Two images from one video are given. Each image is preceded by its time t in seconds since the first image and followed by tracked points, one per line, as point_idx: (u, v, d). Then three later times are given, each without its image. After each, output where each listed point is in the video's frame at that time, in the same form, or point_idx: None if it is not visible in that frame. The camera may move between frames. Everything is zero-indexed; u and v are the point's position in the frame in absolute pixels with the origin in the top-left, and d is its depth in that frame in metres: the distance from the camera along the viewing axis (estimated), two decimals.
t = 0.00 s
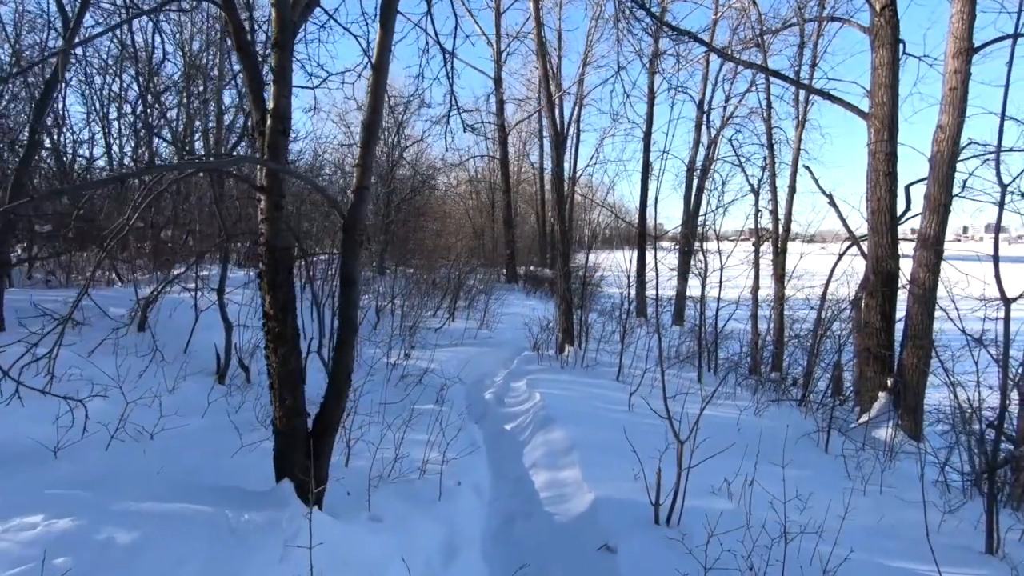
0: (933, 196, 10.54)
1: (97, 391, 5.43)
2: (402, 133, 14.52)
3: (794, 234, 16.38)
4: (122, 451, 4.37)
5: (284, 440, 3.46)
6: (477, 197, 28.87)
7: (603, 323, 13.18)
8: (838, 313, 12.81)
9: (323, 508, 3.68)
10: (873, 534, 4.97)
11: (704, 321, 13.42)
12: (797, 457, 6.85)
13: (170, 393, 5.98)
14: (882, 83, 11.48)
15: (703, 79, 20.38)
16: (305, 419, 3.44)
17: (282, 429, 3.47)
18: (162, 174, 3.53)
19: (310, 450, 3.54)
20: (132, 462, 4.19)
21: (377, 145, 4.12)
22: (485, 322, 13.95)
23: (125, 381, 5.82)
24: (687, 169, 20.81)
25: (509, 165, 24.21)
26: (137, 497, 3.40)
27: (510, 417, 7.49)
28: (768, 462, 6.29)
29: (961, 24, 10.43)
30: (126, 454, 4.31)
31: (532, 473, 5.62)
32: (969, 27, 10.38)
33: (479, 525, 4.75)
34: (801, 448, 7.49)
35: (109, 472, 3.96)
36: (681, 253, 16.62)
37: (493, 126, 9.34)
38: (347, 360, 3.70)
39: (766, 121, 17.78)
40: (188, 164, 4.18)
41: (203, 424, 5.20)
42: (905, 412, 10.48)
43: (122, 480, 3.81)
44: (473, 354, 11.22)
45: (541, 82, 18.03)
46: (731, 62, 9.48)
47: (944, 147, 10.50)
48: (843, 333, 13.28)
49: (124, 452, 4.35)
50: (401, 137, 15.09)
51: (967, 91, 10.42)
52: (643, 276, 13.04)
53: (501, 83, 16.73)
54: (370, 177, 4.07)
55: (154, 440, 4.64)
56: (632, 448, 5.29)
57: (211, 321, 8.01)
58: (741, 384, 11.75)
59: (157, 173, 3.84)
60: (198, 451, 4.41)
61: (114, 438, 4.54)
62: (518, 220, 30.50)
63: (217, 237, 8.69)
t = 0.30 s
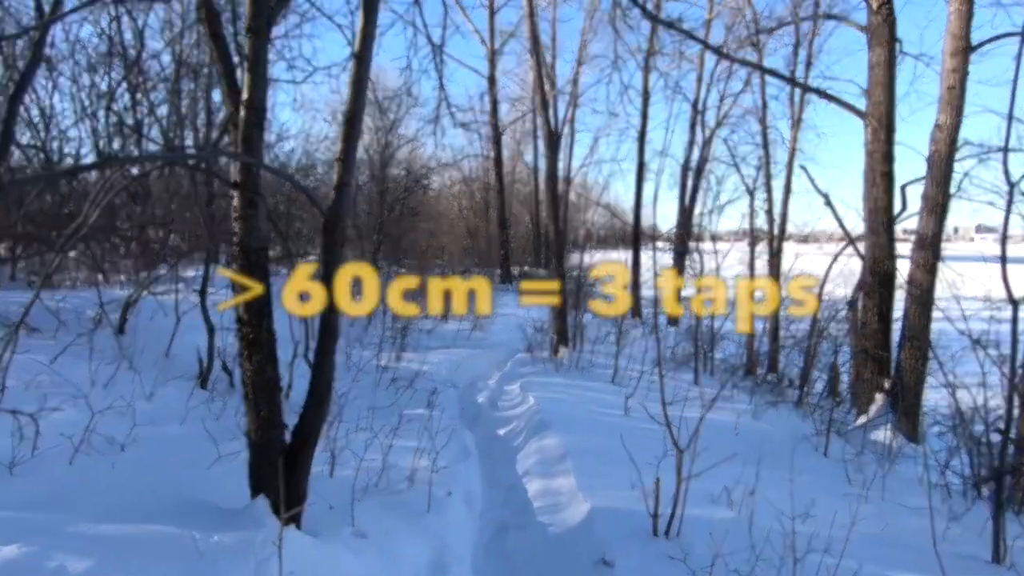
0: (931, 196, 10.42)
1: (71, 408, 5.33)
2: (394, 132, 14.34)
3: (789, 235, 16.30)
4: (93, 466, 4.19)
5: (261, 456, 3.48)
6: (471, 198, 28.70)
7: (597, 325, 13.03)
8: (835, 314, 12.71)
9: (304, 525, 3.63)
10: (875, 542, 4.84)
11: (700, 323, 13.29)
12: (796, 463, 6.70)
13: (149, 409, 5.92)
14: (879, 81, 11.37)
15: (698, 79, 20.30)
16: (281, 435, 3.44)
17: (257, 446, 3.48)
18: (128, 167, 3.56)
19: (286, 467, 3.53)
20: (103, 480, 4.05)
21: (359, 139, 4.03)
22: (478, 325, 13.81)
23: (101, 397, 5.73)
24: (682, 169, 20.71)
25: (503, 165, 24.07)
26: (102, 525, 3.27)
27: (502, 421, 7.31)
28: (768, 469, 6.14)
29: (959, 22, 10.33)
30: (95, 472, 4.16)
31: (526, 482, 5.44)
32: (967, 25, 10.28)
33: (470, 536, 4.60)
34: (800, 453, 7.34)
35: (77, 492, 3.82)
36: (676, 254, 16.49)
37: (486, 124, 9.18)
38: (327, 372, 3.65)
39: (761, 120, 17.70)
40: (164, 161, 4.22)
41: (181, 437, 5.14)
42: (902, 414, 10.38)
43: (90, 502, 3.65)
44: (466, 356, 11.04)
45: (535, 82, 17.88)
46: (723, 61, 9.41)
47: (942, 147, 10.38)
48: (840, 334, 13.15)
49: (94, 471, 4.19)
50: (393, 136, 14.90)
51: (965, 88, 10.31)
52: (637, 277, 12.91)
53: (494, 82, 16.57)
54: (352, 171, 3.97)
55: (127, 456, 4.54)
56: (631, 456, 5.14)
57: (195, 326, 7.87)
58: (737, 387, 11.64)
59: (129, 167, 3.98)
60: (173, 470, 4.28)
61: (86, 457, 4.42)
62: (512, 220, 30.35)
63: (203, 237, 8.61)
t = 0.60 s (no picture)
0: (937, 195, 10.18)
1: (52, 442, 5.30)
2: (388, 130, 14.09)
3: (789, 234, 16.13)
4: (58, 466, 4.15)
5: (242, 471, 3.40)
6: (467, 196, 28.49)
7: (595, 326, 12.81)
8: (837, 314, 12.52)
9: (286, 547, 3.52)
10: (891, 553, 4.63)
11: (700, 323, 13.10)
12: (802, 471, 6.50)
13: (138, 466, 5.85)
14: (881, 77, 11.17)
15: (695, 77, 20.12)
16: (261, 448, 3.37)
17: (238, 461, 3.42)
18: (104, 161, 3.53)
19: (266, 480, 3.43)
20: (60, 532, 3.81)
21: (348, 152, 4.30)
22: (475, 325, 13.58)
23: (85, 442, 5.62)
24: (679, 169, 20.55)
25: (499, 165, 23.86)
26: (61, 555, 3.18)
27: (500, 425, 7.07)
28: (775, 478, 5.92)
29: (963, 16, 10.12)
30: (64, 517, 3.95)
31: (527, 491, 5.22)
32: (972, 20, 10.07)
33: (468, 550, 4.37)
34: (805, 458, 7.14)
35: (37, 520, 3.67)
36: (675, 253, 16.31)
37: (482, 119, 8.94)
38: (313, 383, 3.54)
39: (760, 118, 17.52)
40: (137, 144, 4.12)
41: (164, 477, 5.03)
42: (907, 416, 10.21)
43: (62, 531, 3.48)
44: (463, 357, 10.81)
45: (531, 79, 17.65)
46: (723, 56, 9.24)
47: (946, 145, 10.20)
48: (841, 334, 12.99)
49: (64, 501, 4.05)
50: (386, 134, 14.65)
51: (970, 83, 10.11)
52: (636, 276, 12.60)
53: (490, 79, 16.32)
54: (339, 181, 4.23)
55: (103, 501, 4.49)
56: (636, 464, 4.93)
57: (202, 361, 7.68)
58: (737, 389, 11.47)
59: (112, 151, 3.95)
60: (147, 489, 4.15)
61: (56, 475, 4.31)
62: (508, 220, 30.12)
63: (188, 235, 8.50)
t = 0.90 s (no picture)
0: (942, 194, 9.97)
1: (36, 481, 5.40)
2: (383, 129, 13.87)
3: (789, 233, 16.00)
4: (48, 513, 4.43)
5: (220, 490, 3.79)
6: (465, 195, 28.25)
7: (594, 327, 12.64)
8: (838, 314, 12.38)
9: (264, 567, 3.88)
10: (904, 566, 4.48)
11: (700, 323, 12.94)
12: (803, 478, 6.37)
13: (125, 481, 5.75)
14: (883, 74, 10.98)
15: (695, 75, 19.96)
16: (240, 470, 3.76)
17: (215, 479, 3.80)
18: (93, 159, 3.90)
19: (243, 500, 3.85)
20: (56, 559, 3.96)
21: (325, 143, 4.57)
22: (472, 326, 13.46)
23: (75, 459, 5.54)
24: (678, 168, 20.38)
25: (496, 164, 23.66)
26: None
27: (497, 430, 6.90)
28: (780, 495, 5.81)
29: (968, 12, 9.94)
30: (58, 544, 4.11)
31: (527, 504, 5.04)
32: (977, 15, 9.90)
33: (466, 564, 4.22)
34: (808, 464, 7.00)
35: (25, 571, 3.83)
36: (674, 253, 16.14)
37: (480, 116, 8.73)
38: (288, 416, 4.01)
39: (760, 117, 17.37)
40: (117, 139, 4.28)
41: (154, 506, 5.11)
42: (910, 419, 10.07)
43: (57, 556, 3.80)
44: (460, 359, 10.64)
45: (529, 78, 17.45)
46: (723, 54, 9.05)
47: (950, 143, 10.01)
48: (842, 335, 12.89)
49: (63, 533, 4.27)
50: (382, 133, 14.42)
51: (975, 81, 9.93)
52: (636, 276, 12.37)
53: (488, 78, 16.13)
54: (317, 175, 4.53)
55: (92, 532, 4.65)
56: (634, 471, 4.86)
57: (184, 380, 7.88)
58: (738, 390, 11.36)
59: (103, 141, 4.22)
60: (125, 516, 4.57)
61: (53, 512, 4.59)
62: (506, 220, 29.96)
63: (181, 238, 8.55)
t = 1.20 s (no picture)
0: (945, 190, 9.79)
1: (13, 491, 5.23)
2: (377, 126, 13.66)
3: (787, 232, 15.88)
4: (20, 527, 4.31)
5: (182, 504, 3.51)
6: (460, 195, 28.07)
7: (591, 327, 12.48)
8: (837, 314, 12.25)
9: None
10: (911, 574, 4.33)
11: (700, 323, 12.77)
12: (804, 482, 6.22)
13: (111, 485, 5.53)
14: (884, 70, 10.82)
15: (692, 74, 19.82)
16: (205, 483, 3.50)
17: (176, 492, 3.52)
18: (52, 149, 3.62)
19: (209, 512, 3.62)
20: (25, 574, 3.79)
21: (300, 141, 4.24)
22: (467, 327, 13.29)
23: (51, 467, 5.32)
24: (675, 168, 20.24)
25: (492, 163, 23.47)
26: None
27: (493, 432, 6.69)
28: (788, 507, 5.53)
29: (971, 7, 9.78)
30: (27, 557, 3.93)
31: (520, 508, 4.91)
32: (979, 10, 9.74)
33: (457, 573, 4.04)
34: (811, 468, 6.83)
35: None
36: (673, 253, 15.98)
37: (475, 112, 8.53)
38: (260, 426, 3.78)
39: (758, 115, 17.26)
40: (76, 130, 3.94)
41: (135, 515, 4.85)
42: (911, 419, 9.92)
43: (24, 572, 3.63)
44: (455, 359, 10.46)
45: (525, 76, 17.28)
46: (721, 49, 8.92)
47: (954, 138, 9.83)
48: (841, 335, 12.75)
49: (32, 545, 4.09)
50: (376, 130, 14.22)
51: (978, 77, 9.78)
52: (636, 275, 12.18)
53: (483, 75, 15.94)
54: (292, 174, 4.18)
55: (70, 548, 4.40)
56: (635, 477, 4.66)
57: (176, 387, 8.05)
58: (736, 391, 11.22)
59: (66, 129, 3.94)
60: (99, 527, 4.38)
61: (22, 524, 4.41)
62: (502, 219, 29.80)
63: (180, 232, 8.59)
